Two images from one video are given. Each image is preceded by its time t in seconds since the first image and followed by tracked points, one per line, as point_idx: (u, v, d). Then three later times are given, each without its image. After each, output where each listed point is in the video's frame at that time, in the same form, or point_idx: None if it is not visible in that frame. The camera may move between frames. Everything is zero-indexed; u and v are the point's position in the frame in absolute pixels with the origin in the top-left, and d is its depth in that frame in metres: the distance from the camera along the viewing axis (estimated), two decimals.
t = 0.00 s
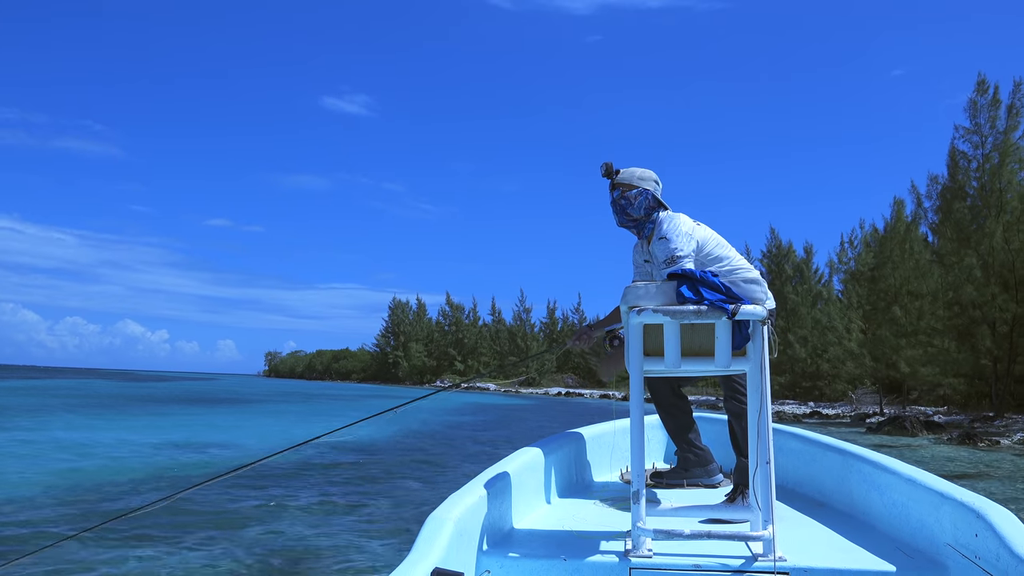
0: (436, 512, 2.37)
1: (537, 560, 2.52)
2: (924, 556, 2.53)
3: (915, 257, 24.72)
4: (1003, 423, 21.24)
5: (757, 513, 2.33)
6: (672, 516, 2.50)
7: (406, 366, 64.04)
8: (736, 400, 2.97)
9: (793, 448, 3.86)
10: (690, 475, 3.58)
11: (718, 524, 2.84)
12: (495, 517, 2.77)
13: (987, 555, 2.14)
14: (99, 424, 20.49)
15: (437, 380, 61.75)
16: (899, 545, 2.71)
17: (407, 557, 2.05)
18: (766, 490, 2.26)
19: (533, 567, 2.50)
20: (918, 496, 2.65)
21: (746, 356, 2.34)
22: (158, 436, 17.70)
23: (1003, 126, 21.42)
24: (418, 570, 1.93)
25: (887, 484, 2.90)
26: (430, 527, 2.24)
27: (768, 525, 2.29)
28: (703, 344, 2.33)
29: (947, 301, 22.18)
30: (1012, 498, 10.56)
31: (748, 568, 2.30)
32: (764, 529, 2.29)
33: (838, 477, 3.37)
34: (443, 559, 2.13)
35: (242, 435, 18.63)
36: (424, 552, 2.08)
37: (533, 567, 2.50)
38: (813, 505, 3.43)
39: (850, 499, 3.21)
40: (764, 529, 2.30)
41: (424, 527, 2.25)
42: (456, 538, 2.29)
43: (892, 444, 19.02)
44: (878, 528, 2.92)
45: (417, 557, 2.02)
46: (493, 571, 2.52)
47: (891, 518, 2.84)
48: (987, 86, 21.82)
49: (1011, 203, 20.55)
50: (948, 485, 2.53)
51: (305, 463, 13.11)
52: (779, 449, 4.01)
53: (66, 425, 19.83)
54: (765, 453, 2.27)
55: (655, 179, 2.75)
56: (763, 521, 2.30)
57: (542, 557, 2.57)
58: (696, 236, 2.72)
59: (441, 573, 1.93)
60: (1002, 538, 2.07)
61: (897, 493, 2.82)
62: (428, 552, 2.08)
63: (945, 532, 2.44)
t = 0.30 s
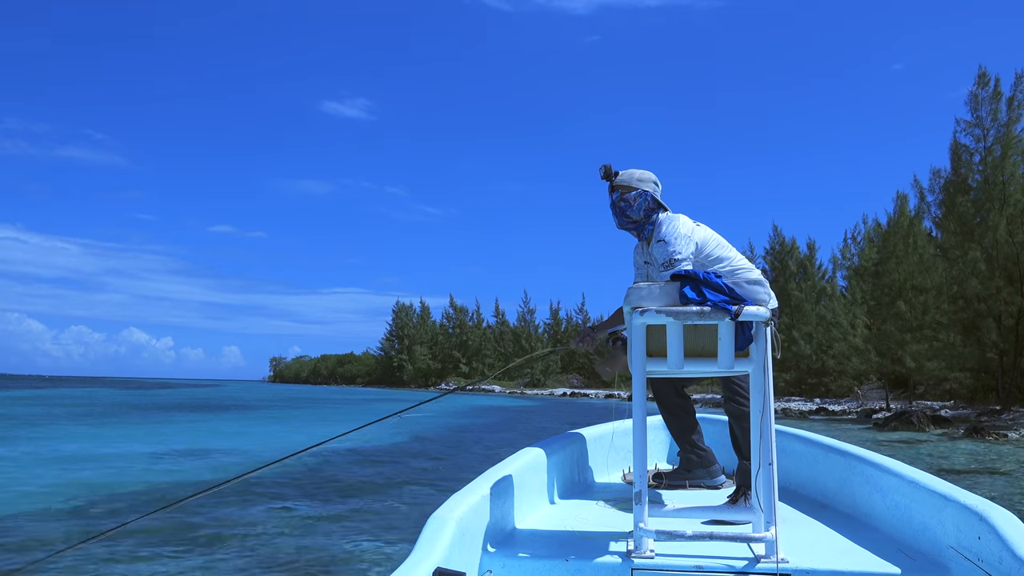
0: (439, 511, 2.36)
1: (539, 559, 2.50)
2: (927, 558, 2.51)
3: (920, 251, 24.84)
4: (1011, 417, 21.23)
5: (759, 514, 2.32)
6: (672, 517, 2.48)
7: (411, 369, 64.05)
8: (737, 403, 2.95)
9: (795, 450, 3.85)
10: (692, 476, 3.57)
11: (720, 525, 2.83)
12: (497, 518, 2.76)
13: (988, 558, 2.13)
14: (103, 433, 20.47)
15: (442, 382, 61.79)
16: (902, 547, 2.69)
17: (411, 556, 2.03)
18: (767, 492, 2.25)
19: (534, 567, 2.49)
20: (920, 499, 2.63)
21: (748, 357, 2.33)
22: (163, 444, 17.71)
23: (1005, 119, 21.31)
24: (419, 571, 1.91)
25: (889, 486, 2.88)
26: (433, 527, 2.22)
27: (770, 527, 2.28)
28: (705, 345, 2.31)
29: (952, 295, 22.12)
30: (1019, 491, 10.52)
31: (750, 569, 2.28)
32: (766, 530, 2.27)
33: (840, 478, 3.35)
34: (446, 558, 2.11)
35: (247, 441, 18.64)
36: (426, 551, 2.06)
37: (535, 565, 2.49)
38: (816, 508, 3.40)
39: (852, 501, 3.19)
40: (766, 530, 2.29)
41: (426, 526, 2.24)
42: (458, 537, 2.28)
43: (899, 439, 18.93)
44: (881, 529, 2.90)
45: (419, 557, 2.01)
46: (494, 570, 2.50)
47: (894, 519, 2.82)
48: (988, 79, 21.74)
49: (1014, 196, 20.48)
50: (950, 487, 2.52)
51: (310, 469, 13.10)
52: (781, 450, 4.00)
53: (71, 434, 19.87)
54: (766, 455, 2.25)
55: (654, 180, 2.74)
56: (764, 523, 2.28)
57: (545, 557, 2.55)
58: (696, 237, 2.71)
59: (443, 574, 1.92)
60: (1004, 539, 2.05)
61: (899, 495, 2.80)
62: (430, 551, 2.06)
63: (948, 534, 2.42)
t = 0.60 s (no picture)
0: (441, 512, 2.35)
1: (543, 560, 2.49)
2: (932, 562, 2.51)
3: (922, 243, 24.89)
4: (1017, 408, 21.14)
5: (763, 516, 2.31)
6: (675, 518, 2.47)
7: (416, 373, 64.09)
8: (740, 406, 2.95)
9: (799, 452, 3.84)
10: (696, 477, 3.57)
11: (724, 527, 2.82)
12: (500, 518, 2.75)
13: (993, 562, 2.11)
14: (109, 445, 20.52)
15: (447, 386, 61.86)
16: (905, 550, 2.68)
17: (413, 557, 2.02)
18: (771, 493, 2.25)
19: (538, 567, 2.48)
20: (923, 502, 2.62)
21: (753, 358, 2.32)
22: (169, 454, 17.74)
23: (1003, 109, 21.30)
24: (422, 571, 1.91)
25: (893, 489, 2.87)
26: (435, 527, 2.21)
27: (774, 529, 2.27)
28: (710, 346, 2.30)
29: (955, 287, 22.10)
30: None
31: (755, 570, 2.27)
32: (770, 532, 2.27)
33: (844, 481, 3.35)
34: (448, 558, 2.11)
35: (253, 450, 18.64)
36: (429, 551, 2.06)
37: (538, 565, 2.48)
38: (821, 510, 3.39)
39: (857, 504, 3.19)
40: (770, 533, 2.28)
41: (429, 526, 2.23)
42: (462, 537, 2.27)
43: (905, 432, 18.87)
44: (886, 533, 2.89)
45: (423, 557, 2.00)
46: (498, 571, 2.50)
47: (899, 522, 2.81)
48: (986, 69, 21.72)
49: (1015, 185, 20.47)
50: (953, 491, 2.51)
51: (316, 477, 13.12)
52: (786, 453, 3.99)
53: (77, 447, 19.91)
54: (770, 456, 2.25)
55: (645, 186, 2.74)
56: (768, 525, 2.28)
57: (548, 557, 2.54)
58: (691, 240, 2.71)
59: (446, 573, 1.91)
60: (1008, 544, 2.04)
61: (903, 498, 2.79)
62: (432, 551, 2.05)
63: (952, 538, 2.41)
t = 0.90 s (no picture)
0: (444, 513, 2.37)
1: (545, 561, 2.51)
2: (935, 562, 2.52)
3: (923, 238, 24.83)
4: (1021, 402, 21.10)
5: (765, 517, 2.33)
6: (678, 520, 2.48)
7: (418, 376, 64.11)
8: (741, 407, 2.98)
9: (802, 452, 3.85)
10: (699, 477, 3.58)
11: (727, 528, 2.83)
12: (503, 521, 2.76)
13: (997, 562, 2.13)
14: (112, 452, 20.54)
15: (450, 388, 61.90)
16: (908, 550, 2.70)
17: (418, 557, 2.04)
18: (774, 494, 2.25)
19: (541, 568, 2.50)
20: (927, 502, 2.63)
21: (755, 359, 2.34)
22: (172, 461, 17.75)
23: (1002, 103, 21.28)
24: (426, 572, 1.92)
25: (896, 489, 2.89)
26: (438, 529, 2.23)
27: (777, 530, 2.28)
28: (712, 346, 2.31)
29: (956, 282, 22.09)
30: None
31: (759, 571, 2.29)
32: (773, 533, 2.28)
33: (847, 481, 3.36)
34: (452, 559, 2.13)
35: (257, 455, 18.64)
36: (432, 551, 2.08)
37: (541, 567, 2.50)
38: (824, 512, 3.40)
39: (859, 504, 3.20)
40: (773, 533, 2.29)
41: (432, 528, 2.25)
42: (465, 538, 2.29)
43: (908, 429, 18.84)
44: (889, 533, 2.90)
45: (426, 559, 2.02)
46: (501, 571, 2.52)
47: (902, 523, 2.82)
48: (984, 63, 21.71)
49: (1014, 179, 20.48)
50: (956, 491, 2.52)
51: (320, 482, 13.14)
52: (788, 454, 4.00)
53: (81, 454, 19.92)
54: (774, 457, 2.26)
55: (642, 188, 2.76)
56: (772, 525, 2.29)
57: (551, 559, 2.56)
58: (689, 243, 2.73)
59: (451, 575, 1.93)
60: (1011, 543, 2.05)
61: (906, 498, 2.80)
62: (436, 552, 2.07)
63: (956, 538, 2.42)
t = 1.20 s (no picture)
0: (445, 516, 2.37)
1: (546, 563, 2.52)
2: (936, 561, 2.53)
3: (924, 240, 24.81)
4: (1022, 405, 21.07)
5: (766, 517, 2.33)
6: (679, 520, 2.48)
7: (419, 377, 64.18)
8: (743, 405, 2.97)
9: (802, 452, 3.85)
10: (699, 479, 3.59)
11: (728, 529, 2.84)
12: (503, 522, 2.77)
13: (998, 560, 2.14)
14: (113, 451, 20.57)
15: (451, 389, 61.95)
16: (909, 549, 2.71)
17: (419, 560, 2.05)
18: (775, 495, 2.26)
19: (541, 569, 2.51)
20: (926, 501, 2.65)
21: (754, 359, 2.34)
22: (172, 461, 17.78)
23: (1003, 104, 21.28)
24: (426, 573, 1.93)
25: (896, 489, 2.89)
26: (438, 531, 2.24)
27: (777, 530, 2.29)
28: (711, 347, 2.32)
29: (958, 284, 22.06)
30: None
31: (760, 572, 2.30)
32: (773, 533, 2.29)
33: (846, 481, 3.37)
34: (453, 561, 2.14)
35: (258, 456, 18.65)
36: (433, 553, 2.09)
37: (542, 568, 2.51)
38: (824, 511, 3.42)
39: (859, 503, 3.21)
40: (773, 533, 2.30)
41: (433, 530, 2.26)
42: (465, 540, 2.30)
43: (908, 431, 18.83)
44: (890, 533, 2.91)
45: (425, 561, 2.03)
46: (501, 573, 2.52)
47: (902, 522, 2.83)
48: (986, 65, 21.69)
49: (1016, 180, 20.47)
50: (957, 490, 2.53)
51: (320, 483, 13.15)
52: (788, 453, 4.01)
53: (81, 454, 19.94)
54: (773, 457, 2.27)
55: (646, 187, 2.77)
56: (772, 526, 2.30)
57: (553, 560, 2.56)
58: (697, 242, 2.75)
59: None
60: (1011, 541, 2.06)
61: (906, 498, 2.81)
62: (436, 554, 2.08)
63: (956, 536, 2.43)
